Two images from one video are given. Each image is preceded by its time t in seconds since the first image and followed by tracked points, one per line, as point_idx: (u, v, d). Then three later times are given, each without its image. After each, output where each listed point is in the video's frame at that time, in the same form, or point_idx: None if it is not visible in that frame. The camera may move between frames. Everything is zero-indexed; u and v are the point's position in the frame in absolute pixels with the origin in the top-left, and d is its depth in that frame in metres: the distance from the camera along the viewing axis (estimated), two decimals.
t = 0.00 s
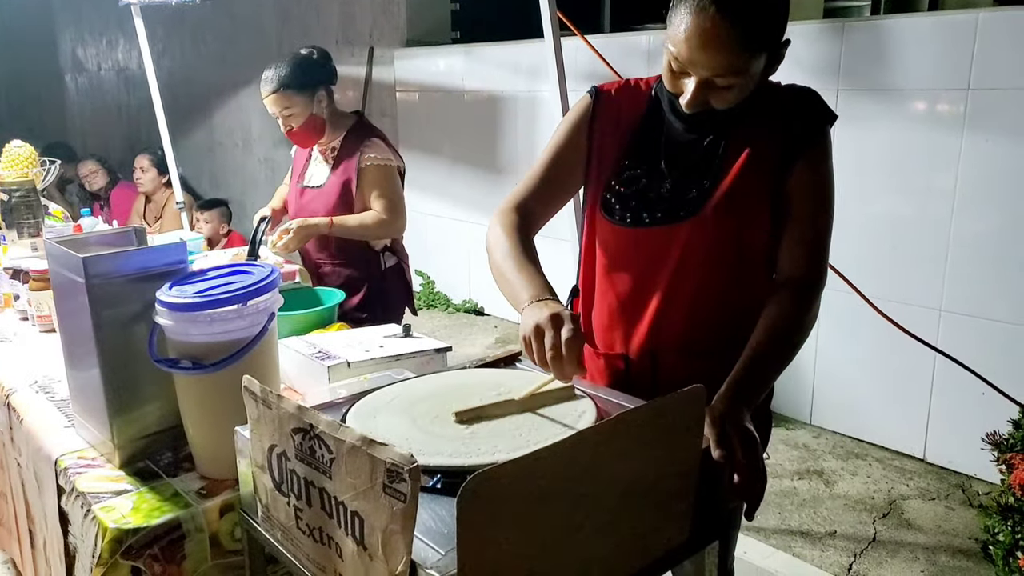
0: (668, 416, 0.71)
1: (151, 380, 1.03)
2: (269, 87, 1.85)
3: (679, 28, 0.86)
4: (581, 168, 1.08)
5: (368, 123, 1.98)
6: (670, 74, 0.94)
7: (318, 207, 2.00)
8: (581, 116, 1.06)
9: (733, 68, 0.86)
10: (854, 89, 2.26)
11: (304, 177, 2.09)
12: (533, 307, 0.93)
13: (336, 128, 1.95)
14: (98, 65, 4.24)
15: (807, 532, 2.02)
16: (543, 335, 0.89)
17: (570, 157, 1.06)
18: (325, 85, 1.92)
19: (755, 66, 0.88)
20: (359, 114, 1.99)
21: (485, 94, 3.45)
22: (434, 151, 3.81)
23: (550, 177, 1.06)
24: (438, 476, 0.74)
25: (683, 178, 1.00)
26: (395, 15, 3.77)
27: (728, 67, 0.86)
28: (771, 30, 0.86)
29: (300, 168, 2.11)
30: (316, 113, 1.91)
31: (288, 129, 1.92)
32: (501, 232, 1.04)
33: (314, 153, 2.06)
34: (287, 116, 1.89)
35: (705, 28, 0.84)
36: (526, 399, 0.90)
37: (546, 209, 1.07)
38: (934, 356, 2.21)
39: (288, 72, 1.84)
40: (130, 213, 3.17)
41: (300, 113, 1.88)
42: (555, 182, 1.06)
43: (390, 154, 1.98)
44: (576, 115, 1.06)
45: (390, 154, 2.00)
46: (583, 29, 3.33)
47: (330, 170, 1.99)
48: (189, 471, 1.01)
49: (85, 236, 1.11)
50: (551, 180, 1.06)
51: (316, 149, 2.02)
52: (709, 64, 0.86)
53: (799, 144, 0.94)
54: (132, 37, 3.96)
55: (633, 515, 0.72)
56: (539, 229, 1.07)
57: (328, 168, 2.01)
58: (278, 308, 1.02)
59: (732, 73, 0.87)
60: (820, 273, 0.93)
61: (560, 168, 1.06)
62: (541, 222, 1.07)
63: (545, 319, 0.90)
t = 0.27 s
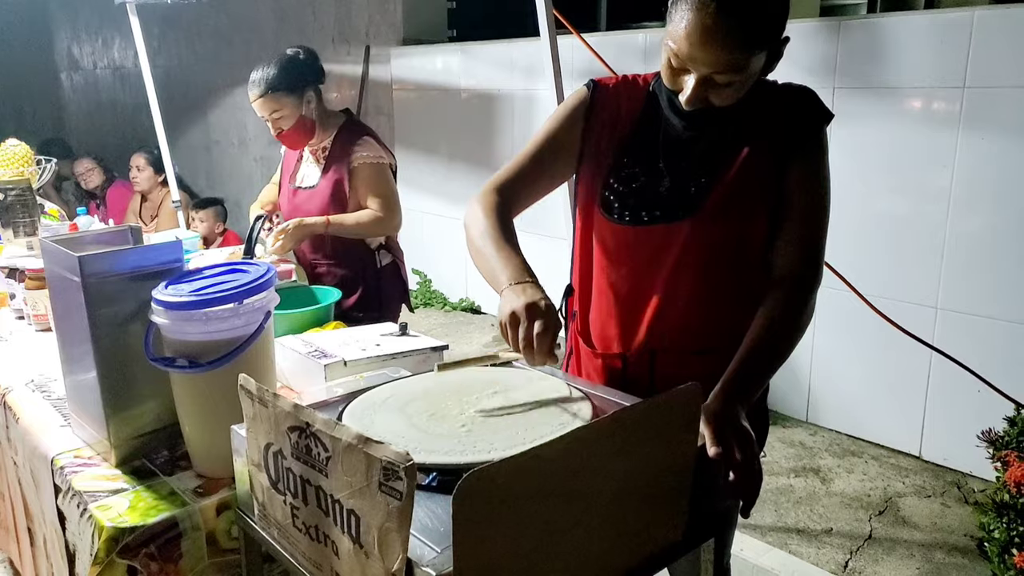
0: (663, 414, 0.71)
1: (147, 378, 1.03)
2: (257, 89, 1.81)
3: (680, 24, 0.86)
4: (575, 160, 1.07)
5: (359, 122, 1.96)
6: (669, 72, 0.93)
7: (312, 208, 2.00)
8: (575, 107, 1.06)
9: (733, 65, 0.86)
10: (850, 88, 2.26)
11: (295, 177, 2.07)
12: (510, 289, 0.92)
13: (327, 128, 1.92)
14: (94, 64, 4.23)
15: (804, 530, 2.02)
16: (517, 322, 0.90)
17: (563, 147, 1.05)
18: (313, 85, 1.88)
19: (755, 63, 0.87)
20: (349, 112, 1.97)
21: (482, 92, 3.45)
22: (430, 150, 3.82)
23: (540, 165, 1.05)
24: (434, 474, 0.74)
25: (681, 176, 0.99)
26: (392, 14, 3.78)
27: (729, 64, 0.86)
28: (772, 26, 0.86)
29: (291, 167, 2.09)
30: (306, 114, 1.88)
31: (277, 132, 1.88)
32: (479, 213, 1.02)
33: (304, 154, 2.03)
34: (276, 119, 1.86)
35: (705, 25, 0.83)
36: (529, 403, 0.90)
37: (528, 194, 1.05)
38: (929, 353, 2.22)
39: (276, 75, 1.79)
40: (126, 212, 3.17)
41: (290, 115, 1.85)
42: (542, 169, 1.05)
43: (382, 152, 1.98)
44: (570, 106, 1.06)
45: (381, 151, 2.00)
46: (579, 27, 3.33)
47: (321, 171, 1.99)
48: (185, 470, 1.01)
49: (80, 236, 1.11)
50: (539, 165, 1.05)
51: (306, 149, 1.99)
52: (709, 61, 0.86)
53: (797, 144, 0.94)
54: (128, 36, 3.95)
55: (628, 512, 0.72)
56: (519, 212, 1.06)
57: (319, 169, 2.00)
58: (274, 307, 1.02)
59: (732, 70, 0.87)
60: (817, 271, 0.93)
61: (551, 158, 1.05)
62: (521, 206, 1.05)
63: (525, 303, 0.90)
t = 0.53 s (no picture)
0: (661, 412, 0.72)
1: (146, 379, 1.03)
2: (253, 91, 1.84)
3: (677, 20, 0.86)
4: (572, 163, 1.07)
5: (354, 121, 1.97)
6: (666, 71, 0.93)
7: (310, 208, 2.00)
8: (572, 110, 1.05)
9: (731, 60, 0.86)
10: (847, 86, 2.26)
11: (293, 177, 2.08)
12: (517, 321, 0.91)
13: (323, 128, 1.94)
14: (92, 65, 4.23)
15: (803, 527, 2.02)
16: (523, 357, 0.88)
17: (560, 152, 1.05)
18: (309, 86, 1.90)
19: (753, 59, 0.88)
20: (345, 111, 1.98)
21: (479, 92, 3.45)
22: (428, 150, 3.82)
23: (535, 172, 1.05)
24: (432, 473, 0.74)
25: (677, 175, 0.99)
26: (389, 14, 3.78)
27: (727, 60, 0.86)
28: (769, 22, 0.86)
29: (288, 168, 2.10)
30: (302, 116, 1.90)
31: (275, 134, 1.90)
32: (483, 227, 1.02)
33: (301, 154, 2.04)
34: (272, 120, 1.88)
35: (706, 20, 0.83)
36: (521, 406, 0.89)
37: (530, 203, 1.06)
38: (928, 350, 2.22)
39: (271, 76, 1.82)
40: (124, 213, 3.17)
41: (286, 115, 1.86)
42: (541, 176, 1.05)
43: (379, 150, 1.97)
44: (565, 108, 1.06)
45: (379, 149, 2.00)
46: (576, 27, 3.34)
47: (318, 171, 1.99)
48: (184, 470, 1.01)
49: (78, 236, 1.11)
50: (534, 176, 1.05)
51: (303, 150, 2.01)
52: (707, 57, 0.86)
53: (792, 143, 0.94)
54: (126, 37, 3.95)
55: (626, 509, 0.73)
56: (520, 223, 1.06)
57: (316, 169, 2.00)
58: (272, 307, 1.03)
59: (730, 66, 0.87)
60: (812, 269, 0.93)
61: (546, 162, 1.05)
62: (524, 217, 1.06)
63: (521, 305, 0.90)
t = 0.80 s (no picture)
0: (659, 410, 0.72)
1: (145, 377, 1.03)
2: (251, 89, 1.83)
3: (672, 19, 0.86)
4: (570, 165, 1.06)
5: (351, 120, 1.97)
6: (662, 71, 0.94)
7: (307, 207, 2.00)
8: (569, 113, 1.04)
9: (726, 58, 0.86)
10: (846, 84, 2.26)
11: (290, 175, 2.08)
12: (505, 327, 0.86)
13: (320, 127, 1.94)
14: (91, 64, 4.22)
15: (801, 525, 2.03)
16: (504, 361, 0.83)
17: (558, 154, 1.03)
18: (307, 85, 1.90)
19: (748, 57, 0.88)
20: (342, 110, 1.98)
21: (478, 90, 3.45)
22: (427, 148, 3.82)
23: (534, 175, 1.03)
24: (430, 470, 0.75)
25: (675, 175, 0.99)
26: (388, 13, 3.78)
27: (722, 58, 0.86)
28: (763, 20, 0.86)
29: (286, 166, 2.10)
30: (299, 114, 1.89)
31: (271, 131, 1.90)
32: (488, 236, 0.99)
33: (298, 152, 2.04)
34: (269, 119, 1.87)
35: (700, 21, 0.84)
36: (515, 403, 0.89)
37: (534, 207, 1.03)
38: (926, 348, 2.22)
39: (269, 75, 1.81)
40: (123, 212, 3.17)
41: (283, 114, 1.86)
42: (543, 179, 1.03)
43: (375, 149, 1.98)
44: (560, 110, 1.05)
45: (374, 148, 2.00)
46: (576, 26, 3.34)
47: (315, 170, 1.99)
48: (183, 468, 1.02)
49: (77, 235, 1.11)
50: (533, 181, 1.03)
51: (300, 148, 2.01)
52: (702, 56, 0.86)
53: (787, 140, 0.95)
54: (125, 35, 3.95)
55: (624, 507, 0.73)
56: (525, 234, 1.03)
57: (312, 168, 2.00)
58: (270, 305, 1.03)
59: (725, 64, 0.87)
60: (808, 266, 0.93)
61: (546, 163, 1.03)
62: (529, 225, 1.03)
63: (521, 305, 0.90)
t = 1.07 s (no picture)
0: (658, 409, 0.72)
1: (144, 374, 1.03)
2: (245, 89, 1.84)
3: (676, 15, 0.86)
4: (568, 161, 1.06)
5: (347, 118, 1.96)
6: (665, 66, 0.94)
7: (304, 207, 2.01)
8: (566, 107, 1.04)
9: (731, 55, 0.86)
10: (845, 86, 2.27)
11: (287, 176, 2.09)
12: (474, 300, 0.88)
13: (316, 127, 1.93)
14: (91, 62, 4.22)
15: (799, 526, 2.03)
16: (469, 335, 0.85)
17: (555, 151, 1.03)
18: (302, 84, 1.90)
19: (752, 53, 0.88)
20: (338, 110, 1.97)
21: (479, 90, 3.45)
22: (427, 148, 3.82)
23: (527, 165, 1.03)
24: (429, 469, 0.75)
25: (676, 174, 0.99)
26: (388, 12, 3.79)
27: (726, 54, 0.86)
28: (768, 16, 0.86)
29: (283, 167, 2.11)
30: (295, 114, 1.90)
31: (267, 132, 1.91)
32: (461, 211, 1.00)
33: (294, 151, 2.05)
34: (265, 118, 1.88)
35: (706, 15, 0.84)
36: (508, 404, 0.90)
37: (516, 187, 1.03)
38: (925, 350, 2.22)
39: (264, 75, 1.82)
40: (123, 210, 3.16)
41: (278, 114, 1.87)
42: (533, 164, 1.03)
43: (369, 148, 1.97)
44: (559, 105, 1.04)
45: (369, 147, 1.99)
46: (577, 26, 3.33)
47: (311, 170, 2.00)
48: (181, 465, 1.02)
49: (76, 232, 1.11)
50: (522, 165, 1.03)
51: (297, 148, 2.02)
52: (707, 52, 0.86)
53: (788, 140, 0.95)
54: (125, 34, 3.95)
55: (623, 506, 0.73)
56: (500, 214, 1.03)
57: (309, 168, 2.01)
58: (270, 303, 1.03)
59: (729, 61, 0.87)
60: (808, 266, 0.94)
61: (540, 152, 1.03)
62: (506, 206, 1.03)
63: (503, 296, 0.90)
